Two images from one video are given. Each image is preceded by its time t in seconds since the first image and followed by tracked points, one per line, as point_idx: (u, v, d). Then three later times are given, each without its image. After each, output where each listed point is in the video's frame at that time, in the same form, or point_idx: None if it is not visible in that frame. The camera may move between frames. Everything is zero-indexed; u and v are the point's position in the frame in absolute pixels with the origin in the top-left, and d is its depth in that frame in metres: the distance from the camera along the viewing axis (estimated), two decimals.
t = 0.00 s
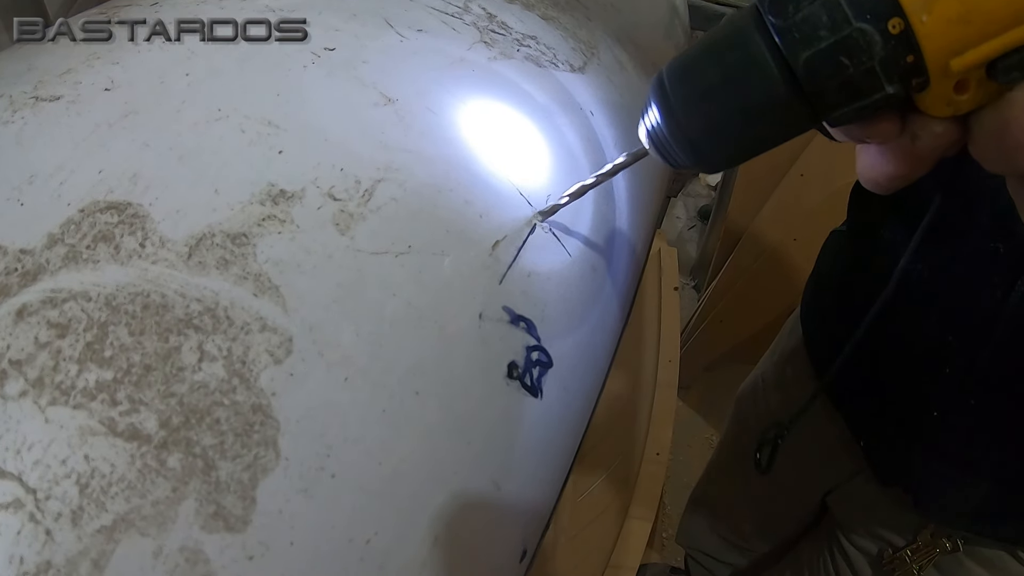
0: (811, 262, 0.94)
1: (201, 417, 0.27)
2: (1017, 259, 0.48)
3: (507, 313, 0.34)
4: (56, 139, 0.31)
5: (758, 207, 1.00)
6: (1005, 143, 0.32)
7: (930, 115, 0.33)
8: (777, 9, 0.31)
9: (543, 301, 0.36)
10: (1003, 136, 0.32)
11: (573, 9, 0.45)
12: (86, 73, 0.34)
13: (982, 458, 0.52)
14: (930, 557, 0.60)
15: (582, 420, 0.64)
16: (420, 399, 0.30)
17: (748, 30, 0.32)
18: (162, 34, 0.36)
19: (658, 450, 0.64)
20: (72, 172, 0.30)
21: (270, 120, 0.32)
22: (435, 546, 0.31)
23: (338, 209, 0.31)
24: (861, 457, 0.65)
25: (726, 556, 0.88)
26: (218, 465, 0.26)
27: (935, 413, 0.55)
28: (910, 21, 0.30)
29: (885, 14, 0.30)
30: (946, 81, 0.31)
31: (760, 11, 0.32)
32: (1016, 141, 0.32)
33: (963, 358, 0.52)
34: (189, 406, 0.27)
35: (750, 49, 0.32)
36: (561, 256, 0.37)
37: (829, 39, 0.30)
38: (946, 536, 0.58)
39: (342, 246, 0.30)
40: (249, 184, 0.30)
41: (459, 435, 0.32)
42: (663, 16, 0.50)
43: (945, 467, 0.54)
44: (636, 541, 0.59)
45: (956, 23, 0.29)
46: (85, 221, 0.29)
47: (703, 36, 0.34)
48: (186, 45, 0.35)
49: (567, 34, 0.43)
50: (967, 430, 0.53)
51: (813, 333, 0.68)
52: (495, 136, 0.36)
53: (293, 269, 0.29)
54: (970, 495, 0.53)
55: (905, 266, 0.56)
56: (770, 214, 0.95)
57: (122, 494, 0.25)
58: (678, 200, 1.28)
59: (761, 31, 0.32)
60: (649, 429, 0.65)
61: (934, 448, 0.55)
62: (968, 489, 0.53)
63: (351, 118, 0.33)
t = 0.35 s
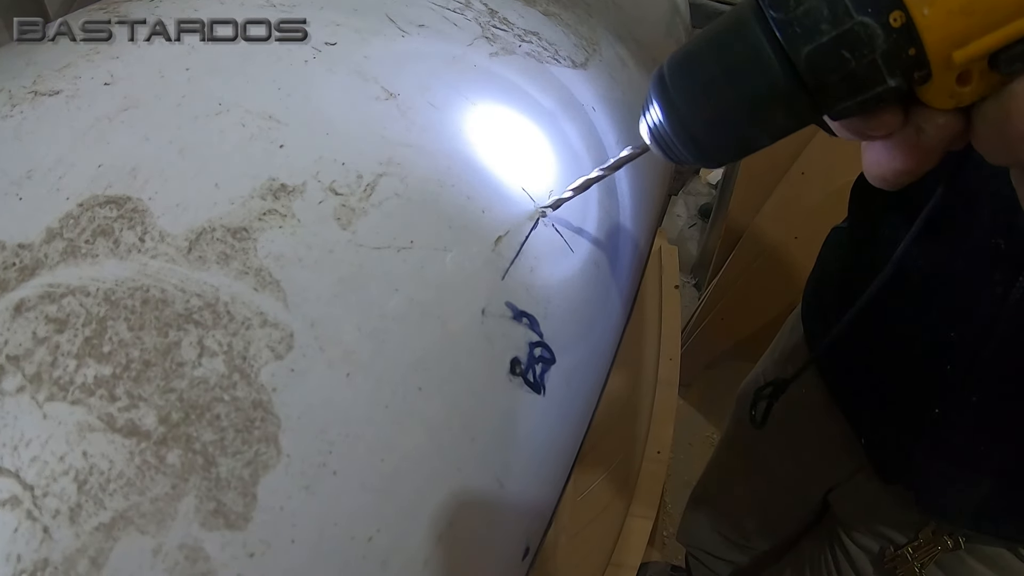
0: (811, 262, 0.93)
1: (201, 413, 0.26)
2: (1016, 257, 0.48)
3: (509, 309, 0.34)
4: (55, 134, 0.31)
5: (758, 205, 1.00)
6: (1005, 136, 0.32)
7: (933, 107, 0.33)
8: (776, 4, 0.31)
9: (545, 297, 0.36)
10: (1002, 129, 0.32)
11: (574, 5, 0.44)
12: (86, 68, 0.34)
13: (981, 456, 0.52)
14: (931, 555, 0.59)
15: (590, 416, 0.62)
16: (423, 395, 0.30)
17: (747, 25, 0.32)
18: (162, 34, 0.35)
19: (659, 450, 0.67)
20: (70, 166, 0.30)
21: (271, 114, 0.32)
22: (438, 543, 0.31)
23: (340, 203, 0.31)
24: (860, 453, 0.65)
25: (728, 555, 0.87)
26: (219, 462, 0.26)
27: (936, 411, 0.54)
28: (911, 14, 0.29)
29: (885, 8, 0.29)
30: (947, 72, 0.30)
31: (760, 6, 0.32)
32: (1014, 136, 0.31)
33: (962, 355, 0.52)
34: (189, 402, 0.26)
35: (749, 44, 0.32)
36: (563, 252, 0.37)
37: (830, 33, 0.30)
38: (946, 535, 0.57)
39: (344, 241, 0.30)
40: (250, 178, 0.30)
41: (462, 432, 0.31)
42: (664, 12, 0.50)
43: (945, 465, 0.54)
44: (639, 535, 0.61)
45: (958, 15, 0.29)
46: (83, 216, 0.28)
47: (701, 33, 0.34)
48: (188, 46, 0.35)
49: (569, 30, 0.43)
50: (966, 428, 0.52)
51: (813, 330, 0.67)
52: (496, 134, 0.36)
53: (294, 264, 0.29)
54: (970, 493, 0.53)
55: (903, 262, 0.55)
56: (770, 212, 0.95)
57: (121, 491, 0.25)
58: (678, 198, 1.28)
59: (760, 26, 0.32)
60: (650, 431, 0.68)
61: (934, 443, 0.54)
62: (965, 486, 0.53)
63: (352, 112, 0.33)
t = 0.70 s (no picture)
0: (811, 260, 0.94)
1: (212, 410, 0.26)
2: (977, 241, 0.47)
3: (521, 305, 0.33)
4: (61, 128, 0.30)
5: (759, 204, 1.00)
6: (957, 139, 0.31)
7: (879, 125, 0.33)
8: (726, 37, 0.30)
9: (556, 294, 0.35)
10: (954, 132, 0.31)
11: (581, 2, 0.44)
12: (91, 63, 0.33)
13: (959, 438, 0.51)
14: (920, 543, 0.59)
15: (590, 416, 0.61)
16: (435, 391, 0.30)
17: (703, 54, 0.31)
18: (162, 34, 0.35)
19: (661, 446, 0.66)
20: (77, 161, 0.29)
21: (279, 109, 0.32)
22: (451, 540, 0.30)
23: (350, 199, 0.30)
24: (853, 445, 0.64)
25: (724, 550, 0.86)
26: (230, 459, 0.26)
27: (907, 389, 0.54)
28: (850, 43, 0.29)
29: (827, 37, 0.29)
30: (891, 95, 0.30)
31: (713, 34, 0.31)
32: (971, 136, 0.30)
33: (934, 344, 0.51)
34: (200, 399, 0.26)
35: (707, 73, 0.31)
36: (572, 248, 0.37)
37: (773, 64, 0.30)
38: (932, 521, 0.57)
39: (355, 236, 0.30)
40: (259, 173, 0.30)
41: (474, 428, 0.31)
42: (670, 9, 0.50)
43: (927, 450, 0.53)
44: (641, 532, 0.61)
45: (898, 42, 0.28)
46: (91, 211, 0.28)
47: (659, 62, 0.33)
48: (186, 46, 0.34)
49: (576, 28, 0.43)
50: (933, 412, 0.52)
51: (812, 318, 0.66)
52: (506, 127, 0.36)
53: (305, 258, 0.29)
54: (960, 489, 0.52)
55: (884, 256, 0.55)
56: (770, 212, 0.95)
57: (131, 489, 0.25)
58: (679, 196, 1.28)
59: (714, 55, 0.31)
60: (651, 426, 0.67)
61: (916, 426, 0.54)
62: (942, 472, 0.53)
63: (361, 108, 0.33)
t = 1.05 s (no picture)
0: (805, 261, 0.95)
1: (180, 396, 0.27)
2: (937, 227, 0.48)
3: (488, 299, 0.34)
4: (46, 130, 0.32)
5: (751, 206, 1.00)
6: (917, 135, 0.31)
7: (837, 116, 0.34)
8: (671, 36, 0.32)
9: (524, 288, 0.36)
10: (914, 128, 0.31)
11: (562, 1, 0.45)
12: (76, 67, 0.35)
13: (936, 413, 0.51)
14: (915, 515, 0.57)
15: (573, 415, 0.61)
16: (399, 381, 0.31)
17: (650, 56, 0.33)
18: (162, 34, 0.36)
19: (653, 446, 0.66)
20: (60, 161, 0.31)
21: (254, 110, 0.33)
22: (415, 527, 0.31)
23: (319, 196, 0.32)
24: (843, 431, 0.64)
25: (704, 542, 0.87)
26: (196, 443, 0.27)
27: (885, 369, 0.54)
28: (792, 36, 0.30)
29: (769, 31, 0.30)
30: (842, 86, 0.32)
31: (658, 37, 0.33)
32: (932, 131, 0.30)
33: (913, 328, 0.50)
34: (169, 385, 0.27)
35: (655, 72, 0.33)
36: (542, 242, 0.38)
37: (716, 61, 0.31)
38: (929, 492, 0.55)
39: (322, 231, 0.31)
40: (232, 170, 0.31)
41: (439, 418, 0.32)
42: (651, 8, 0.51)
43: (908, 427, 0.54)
44: (632, 532, 0.61)
45: (840, 33, 0.30)
46: (71, 208, 0.30)
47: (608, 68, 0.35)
48: (186, 46, 0.36)
49: (554, 28, 0.44)
50: (912, 386, 0.52)
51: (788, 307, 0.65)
52: (475, 125, 0.37)
53: (273, 253, 0.30)
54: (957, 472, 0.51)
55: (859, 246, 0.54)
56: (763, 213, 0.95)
57: (102, 470, 0.26)
58: (675, 196, 1.28)
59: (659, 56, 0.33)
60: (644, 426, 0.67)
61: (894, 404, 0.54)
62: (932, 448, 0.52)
63: (333, 107, 0.34)
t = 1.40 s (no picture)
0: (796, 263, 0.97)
1: (177, 398, 0.29)
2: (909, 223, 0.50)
3: (472, 305, 0.36)
4: (48, 145, 0.33)
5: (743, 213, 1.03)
6: (883, 158, 0.32)
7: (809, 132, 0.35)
8: (648, 57, 0.34)
9: (508, 295, 0.38)
10: (882, 153, 0.32)
11: (550, 11, 0.46)
12: (75, 82, 0.37)
13: (924, 409, 0.52)
14: (907, 508, 0.58)
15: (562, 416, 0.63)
16: (385, 384, 0.32)
17: (628, 73, 0.35)
18: (162, 34, 0.39)
19: (649, 448, 0.65)
20: (61, 176, 0.32)
21: (247, 125, 0.35)
22: (401, 524, 0.33)
23: (309, 208, 0.33)
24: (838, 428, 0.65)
25: (702, 541, 0.88)
26: (192, 443, 0.29)
27: (877, 372, 0.55)
28: (763, 60, 0.31)
29: (742, 54, 0.32)
30: (813, 106, 0.33)
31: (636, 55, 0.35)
32: (895, 157, 0.31)
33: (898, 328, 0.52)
34: (166, 388, 0.29)
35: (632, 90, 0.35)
36: (525, 248, 0.39)
37: (691, 82, 0.33)
38: (921, 485, 0.56)
39: (312, 241, 0.33)
40: (226, 183, 0.33)
41: (424, 420, 0.34)
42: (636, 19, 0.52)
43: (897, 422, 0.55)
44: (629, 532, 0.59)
45: (810, 58, 0.31)
46: (73, 221, 0.31)
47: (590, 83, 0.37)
48: (185, 45, 0.38)
49: (541, 39, 0.45)
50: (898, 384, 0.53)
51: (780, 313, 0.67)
52: (463, 136, 0.39)
53: (266, 264, 0.32)
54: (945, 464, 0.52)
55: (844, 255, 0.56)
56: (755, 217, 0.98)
57: (103, 468, 0.28)
58: (669, 199, 1.29)
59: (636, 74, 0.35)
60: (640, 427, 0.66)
61: (883, 401, 0.56)
62: (920, 442, 0.53)
63: (322, 121, 0.36)
